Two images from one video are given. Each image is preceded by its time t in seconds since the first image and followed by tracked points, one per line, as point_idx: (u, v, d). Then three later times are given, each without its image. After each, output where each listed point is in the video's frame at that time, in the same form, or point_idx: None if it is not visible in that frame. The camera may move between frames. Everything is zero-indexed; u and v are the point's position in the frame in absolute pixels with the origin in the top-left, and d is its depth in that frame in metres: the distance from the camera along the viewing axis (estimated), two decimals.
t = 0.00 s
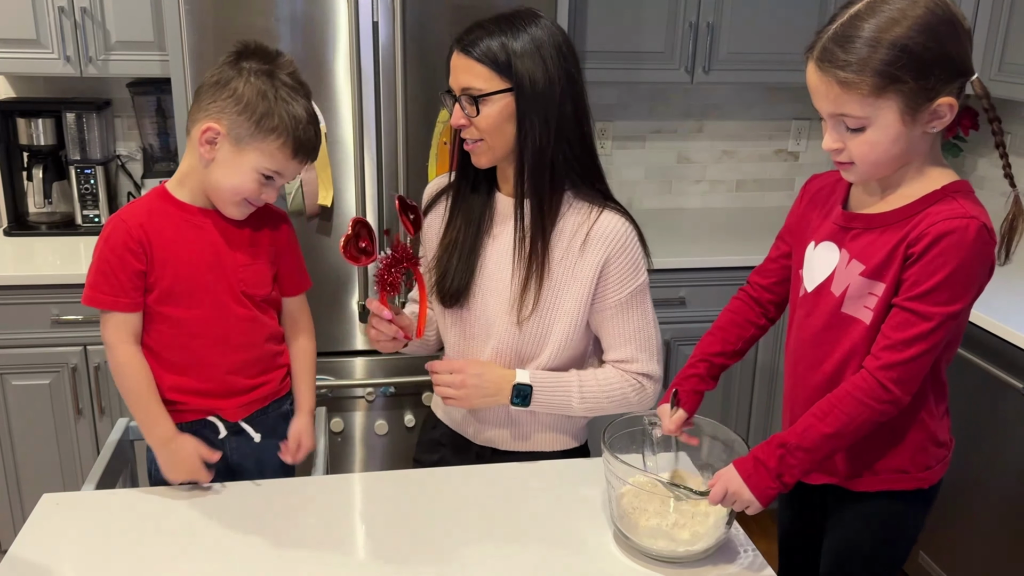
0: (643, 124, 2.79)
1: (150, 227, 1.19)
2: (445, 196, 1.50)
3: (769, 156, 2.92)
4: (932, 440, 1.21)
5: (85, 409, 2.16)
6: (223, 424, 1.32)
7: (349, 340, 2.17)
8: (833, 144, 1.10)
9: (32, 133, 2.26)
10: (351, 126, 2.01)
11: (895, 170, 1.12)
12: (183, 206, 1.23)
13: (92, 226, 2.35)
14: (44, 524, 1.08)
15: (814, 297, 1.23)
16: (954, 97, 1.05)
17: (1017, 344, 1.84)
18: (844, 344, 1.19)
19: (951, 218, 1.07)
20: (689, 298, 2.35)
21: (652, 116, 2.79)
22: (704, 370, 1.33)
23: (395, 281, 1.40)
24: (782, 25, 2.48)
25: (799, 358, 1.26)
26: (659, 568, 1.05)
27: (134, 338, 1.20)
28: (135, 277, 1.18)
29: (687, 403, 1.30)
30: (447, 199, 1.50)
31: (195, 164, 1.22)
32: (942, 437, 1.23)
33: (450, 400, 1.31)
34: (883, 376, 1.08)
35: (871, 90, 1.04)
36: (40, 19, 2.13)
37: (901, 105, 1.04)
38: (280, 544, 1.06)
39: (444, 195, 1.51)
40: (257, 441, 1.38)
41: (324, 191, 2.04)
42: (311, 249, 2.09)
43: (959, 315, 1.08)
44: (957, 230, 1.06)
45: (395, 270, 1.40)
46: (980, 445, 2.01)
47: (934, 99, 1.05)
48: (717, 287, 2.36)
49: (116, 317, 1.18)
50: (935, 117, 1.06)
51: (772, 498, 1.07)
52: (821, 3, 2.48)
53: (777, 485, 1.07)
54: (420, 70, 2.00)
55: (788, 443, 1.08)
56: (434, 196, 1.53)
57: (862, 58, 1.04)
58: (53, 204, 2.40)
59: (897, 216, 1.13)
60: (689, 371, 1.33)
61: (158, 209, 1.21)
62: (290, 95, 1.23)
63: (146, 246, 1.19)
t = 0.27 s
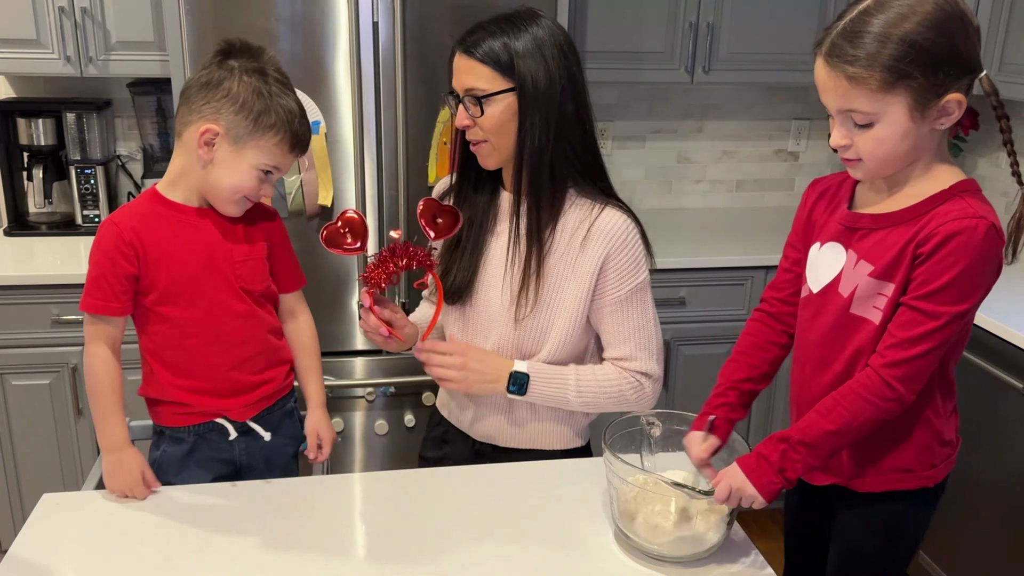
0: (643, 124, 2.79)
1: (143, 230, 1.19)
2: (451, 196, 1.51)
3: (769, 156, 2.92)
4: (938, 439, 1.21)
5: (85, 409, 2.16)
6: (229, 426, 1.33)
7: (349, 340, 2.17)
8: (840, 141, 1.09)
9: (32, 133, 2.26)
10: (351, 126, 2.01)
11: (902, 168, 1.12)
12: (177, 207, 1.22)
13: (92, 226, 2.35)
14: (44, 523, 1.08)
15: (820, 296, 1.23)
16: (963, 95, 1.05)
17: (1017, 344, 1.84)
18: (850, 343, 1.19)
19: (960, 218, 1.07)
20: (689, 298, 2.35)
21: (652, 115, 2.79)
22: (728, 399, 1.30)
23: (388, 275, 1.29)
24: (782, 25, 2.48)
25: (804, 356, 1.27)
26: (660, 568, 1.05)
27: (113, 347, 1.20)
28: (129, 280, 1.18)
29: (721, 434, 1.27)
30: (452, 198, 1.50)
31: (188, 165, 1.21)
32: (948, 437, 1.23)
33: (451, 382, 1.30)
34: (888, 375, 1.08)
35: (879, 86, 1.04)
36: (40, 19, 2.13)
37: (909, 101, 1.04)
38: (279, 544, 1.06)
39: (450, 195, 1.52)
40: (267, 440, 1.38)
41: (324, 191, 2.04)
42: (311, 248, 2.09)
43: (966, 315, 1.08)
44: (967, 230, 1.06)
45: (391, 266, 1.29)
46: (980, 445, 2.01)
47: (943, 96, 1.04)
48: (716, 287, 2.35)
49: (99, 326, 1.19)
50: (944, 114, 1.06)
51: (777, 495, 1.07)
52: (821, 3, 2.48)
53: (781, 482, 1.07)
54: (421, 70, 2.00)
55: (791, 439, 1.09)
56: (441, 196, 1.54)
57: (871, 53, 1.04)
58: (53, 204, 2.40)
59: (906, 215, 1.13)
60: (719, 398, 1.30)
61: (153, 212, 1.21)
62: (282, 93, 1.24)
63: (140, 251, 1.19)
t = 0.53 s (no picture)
0: (643, 124, 2.79)
1: (149, 230, 1.18)
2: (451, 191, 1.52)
3: (769, 156, 2.92)
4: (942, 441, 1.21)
5: (85, 409, 2.16)
6: (245, 417, 1.34)
7: (349, 340, 2.17)
8: (848, 142, 1.10)
9: (32, 133, 2.26)
10: (352, 126, 2.01)
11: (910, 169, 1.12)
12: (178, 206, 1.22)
13: (92, 227, 2.35)
14: (45, 524, 1.08)
15: (825, 296, 1.23)
16: (971, 97, 1.05)
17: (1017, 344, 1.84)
18: (856, 343, 1.19)
19: (970, 222, 1.07)
20: (689, 298, 2.35)
21: (652, 116, 2.79)
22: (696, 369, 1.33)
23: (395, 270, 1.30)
24: (782, 25, 2.48)
25: (808, 353, 1.27)
26: (661, 568, 1.05)
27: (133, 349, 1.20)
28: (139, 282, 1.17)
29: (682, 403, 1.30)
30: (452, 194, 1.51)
31: (179, 167, 1.21)
32: (952, 439, 1.23)
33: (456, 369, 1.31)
34: (895, 380, 1.08)
35: (887, 87, 1.04)
36: (40, 19, 2.13)
37: (917, 102, 1.04)
38: (280, 544, 1.06)
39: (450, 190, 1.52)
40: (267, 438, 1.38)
41: (324, 191, 2.04)
42: (311, 248, 2.09)
43: (973, 319, 1.08)
44: (976, 235, 1.06)
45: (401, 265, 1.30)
46: (980, 445, 2.02)
47: (950, 98, 1.05)
48: (716, 287, 2.36)
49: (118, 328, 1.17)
50: (951, 116, 1.06)
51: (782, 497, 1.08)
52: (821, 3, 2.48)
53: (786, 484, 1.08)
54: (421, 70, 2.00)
55: (796, 441, 1.09)
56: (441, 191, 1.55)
57: (880, 55, 1.04)
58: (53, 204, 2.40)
59: (913, 217, 1.13)
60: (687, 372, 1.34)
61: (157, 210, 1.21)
62: (268, 92, 1.22)
63: (149, 249, 1.18)
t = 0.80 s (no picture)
0: (643, 124, 2.79)
1: (148, 224, 1.20)
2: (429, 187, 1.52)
3: (768, 156, 2.92)
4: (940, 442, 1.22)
5: (85, 409, 2.16)
6: (226, 418, 1.32)
7: (349, 340, 2.17)
8: (851, 139, 1.10)
9: (32, 133, 2.26)
10: (352, 126, 2.01)
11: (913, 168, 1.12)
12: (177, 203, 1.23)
13: (92, 227, 2.35)
14: (45, 523, 1.08)
15: (827, 294, 1.23)
16: (975, 95, 1.06)
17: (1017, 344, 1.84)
18: (855, 342, 1.19)
19: (973, 223, 1.07)
20: (689, 297, 2.35)
21: (652, 115, 2.79)
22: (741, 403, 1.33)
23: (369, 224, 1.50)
24: (782, 25, 2.48)
25: (807, 352, 1.27)
26: (660, 568, 1.05)
27: (133, 333, 1.21)
28: (135, 273, 1.18)
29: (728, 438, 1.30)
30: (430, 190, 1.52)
31: (170, 174, 1.21)
32: (950, 439, 1.24)
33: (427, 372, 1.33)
34: (897, 379, 1.08)
35: (891, 84, 1.04)
36: (40, 19, 2.13)
37: (921, 100, 1.04)
38: (279, 543, 1.06)
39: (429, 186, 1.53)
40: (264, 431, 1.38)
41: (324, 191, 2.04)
42: (310, 248, 2.09)
43: (974, 320, 1.08)
44: (978, 236, 1.06)
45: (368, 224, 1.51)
46: (980, 446, 2.02)
47: (954, 96, 1.05)
48: (716, 287, 2.36)
49: (118, 312, 1.19)
50: (955, 114, 1.06)
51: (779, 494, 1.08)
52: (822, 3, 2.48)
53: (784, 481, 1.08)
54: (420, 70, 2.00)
55: (794, 438, 1.10)
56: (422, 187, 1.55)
57: (884, 51, 1.04)
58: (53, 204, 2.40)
59: (916, 216, 1.13)
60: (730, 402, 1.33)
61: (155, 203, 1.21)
62: (250, 108, 1.17)
63: (146, 242, 1.19)
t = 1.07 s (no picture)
0: (643, 124, 2.79)
1: (144, 222, 1.20)
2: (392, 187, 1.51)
3: (768, 156, 2.92)
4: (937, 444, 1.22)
5: (85, 409, 2.16)
6: (221, 415, 1.32)
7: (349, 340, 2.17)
8: (861, 137, 1.10)
9: (32, 133, 2.26)
10: (352, 126, 2.01)
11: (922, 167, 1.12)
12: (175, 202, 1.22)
13: (92, 227, 2.35)
14: (45, 523, 1.08)
15: (830, 292, 1.23)
16: (986, 95, 1.06)
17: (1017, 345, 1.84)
18: (857, 341, 1.19)
19: (980, 226, 1.07)
20: (689, 297, 2.35)
21: (651, 115, 2.79)
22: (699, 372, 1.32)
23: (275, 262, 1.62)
24: (783, 25, 2.48)
25: (808, 349, 1.27)
26: (661, 568, 1.05)
27: (123, 332, 1.21)
28: (130, 271, 1.19)
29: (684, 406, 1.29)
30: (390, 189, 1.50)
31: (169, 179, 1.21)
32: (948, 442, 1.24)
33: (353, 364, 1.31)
34: (899, 381, 1.08)
35: (902, 82, 1.04)
36: (40, 19, 2.13)
37: (932, 99, 1.05)
38: (280, 544, 1.06)
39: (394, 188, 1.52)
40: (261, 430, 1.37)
41: (324, 191, 2.04)
42: (310, 248, 2.09)
43: (978, 325, 1.08)
44: (984, 240, 1.06)
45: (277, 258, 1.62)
46: (980, 446, 2.02)
47: (965, 96, 1.05)
48: (717, 287, 2.35)
49: (109, 309, 1.20)
50: (966, 114, 1.06)
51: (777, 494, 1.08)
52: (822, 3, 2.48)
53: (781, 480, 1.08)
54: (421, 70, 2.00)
55: (793, 437, 1.09)
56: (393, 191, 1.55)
57: (895, 49, 1.05)
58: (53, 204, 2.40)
59: (923, 218, 1.13)
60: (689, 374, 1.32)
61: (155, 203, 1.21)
62: (227, 118, 1.14)
63: (141, 241, 1.20)
